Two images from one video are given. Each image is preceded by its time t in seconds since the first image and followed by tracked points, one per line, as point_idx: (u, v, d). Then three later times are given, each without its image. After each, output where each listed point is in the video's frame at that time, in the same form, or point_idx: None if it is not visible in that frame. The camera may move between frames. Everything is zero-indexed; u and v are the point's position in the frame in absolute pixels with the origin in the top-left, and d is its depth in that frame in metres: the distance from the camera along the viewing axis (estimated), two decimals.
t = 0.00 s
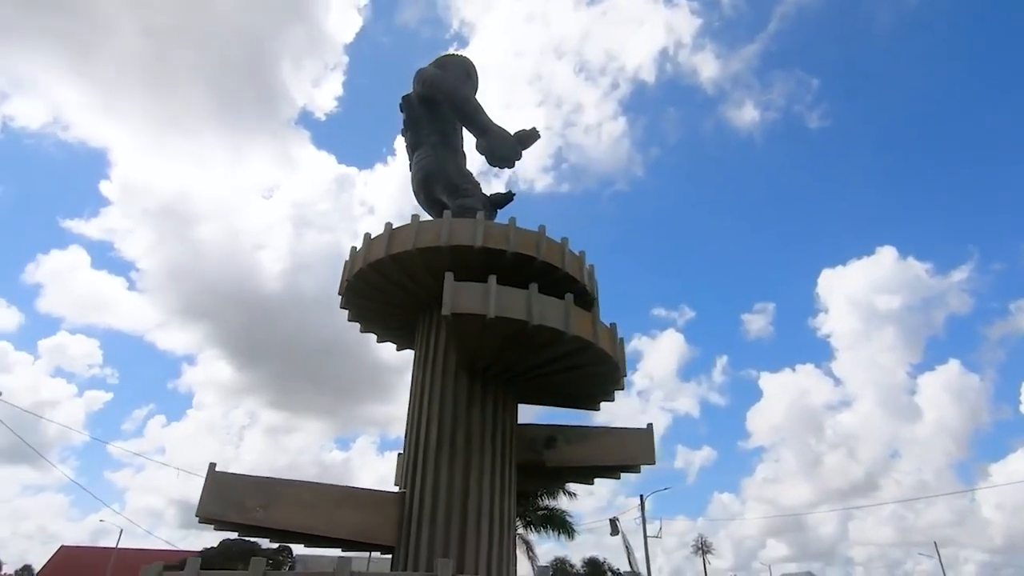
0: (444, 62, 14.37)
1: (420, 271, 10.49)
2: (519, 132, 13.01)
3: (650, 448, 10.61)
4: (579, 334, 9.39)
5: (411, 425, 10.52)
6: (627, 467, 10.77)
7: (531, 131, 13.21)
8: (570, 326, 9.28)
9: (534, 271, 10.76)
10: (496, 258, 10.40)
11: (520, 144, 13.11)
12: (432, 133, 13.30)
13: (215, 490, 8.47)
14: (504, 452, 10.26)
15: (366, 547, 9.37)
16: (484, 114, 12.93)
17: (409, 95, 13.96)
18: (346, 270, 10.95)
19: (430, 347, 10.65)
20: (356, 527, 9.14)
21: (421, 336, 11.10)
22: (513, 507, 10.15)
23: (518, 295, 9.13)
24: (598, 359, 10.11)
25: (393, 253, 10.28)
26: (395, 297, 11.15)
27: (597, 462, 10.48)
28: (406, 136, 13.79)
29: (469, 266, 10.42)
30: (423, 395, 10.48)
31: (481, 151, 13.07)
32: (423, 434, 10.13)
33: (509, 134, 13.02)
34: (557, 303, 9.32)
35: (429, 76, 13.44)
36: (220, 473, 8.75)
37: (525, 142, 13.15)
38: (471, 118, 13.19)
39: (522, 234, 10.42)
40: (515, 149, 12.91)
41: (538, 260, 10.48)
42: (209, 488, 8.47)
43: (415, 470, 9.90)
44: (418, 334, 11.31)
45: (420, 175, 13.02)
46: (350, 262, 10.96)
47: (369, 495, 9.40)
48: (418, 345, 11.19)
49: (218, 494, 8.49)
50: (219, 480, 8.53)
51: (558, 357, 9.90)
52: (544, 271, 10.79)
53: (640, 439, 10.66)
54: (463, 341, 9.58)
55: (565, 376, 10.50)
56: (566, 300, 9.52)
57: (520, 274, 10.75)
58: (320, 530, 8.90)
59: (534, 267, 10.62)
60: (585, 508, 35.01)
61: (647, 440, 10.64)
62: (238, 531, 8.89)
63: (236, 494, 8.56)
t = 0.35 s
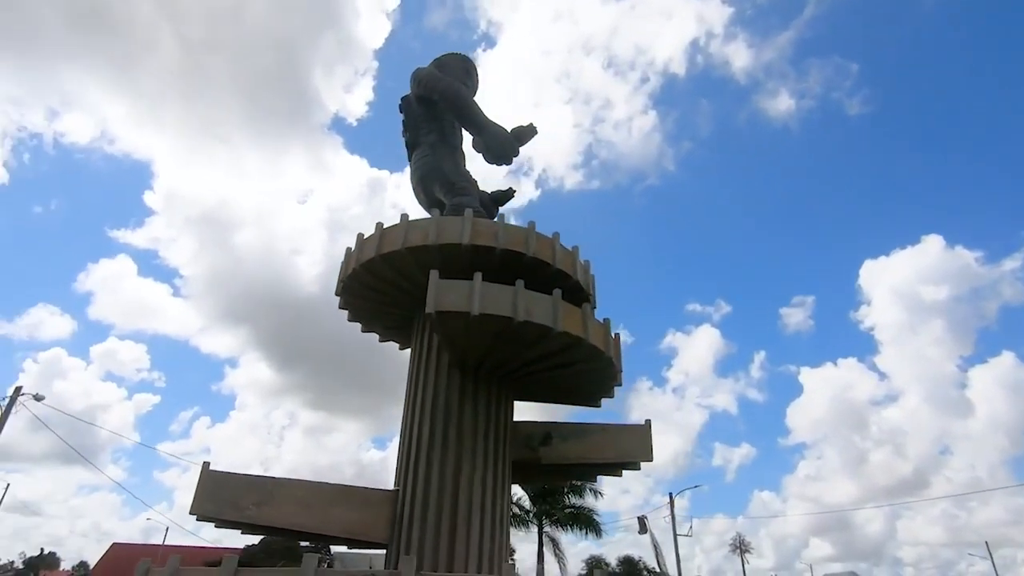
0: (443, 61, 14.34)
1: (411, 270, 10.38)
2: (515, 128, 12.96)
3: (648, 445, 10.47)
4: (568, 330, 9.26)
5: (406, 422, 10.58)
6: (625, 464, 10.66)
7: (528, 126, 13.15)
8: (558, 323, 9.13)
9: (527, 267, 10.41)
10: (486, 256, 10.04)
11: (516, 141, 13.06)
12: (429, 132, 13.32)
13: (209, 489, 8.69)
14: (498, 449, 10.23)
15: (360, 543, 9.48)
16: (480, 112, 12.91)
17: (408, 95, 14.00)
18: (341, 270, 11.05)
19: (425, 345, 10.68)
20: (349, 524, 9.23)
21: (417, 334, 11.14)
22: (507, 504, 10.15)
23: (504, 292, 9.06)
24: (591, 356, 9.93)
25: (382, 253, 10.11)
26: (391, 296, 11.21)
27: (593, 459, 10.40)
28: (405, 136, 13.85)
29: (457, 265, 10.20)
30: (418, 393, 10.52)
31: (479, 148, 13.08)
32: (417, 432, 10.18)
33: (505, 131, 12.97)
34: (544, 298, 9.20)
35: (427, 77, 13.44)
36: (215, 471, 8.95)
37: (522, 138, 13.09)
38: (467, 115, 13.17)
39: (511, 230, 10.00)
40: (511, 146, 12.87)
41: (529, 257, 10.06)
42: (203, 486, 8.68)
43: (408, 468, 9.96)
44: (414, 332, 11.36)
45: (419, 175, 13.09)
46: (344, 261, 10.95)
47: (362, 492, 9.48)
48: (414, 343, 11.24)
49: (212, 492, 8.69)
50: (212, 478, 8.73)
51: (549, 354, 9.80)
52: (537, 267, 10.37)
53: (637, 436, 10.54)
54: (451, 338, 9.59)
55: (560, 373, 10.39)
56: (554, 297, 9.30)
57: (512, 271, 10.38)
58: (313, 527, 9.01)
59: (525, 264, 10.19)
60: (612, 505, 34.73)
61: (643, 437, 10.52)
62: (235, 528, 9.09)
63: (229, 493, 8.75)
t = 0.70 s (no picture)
0: (442, 61, 14.36)
1: (405, 269, 10.40)
2: (512, 126, 12.93)
3: (647, 441, 10.29)
4: (558, 326, 9.16)
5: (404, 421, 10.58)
6: (625, 461, 10.50)
7: (526, 123, 13.10)
8: (547, 319, 9.05)
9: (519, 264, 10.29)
10: (477, 253, 9.99)
11: (514, 138, 13.04)
12: (428, 132, 13.36)
13: (206, 487, 8.82)
14: (494, 447, 10.17)
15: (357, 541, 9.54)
16: (476, 110, 12.91)
17: (407, 96, 14.05)
18: (338, 271, 11.11)
19: (421, 344, 10.66)
20: (345, 522, 9.30)
21: (414, 333, 11.14)
22: (503, 503, 10.09)
23: (493, 288, 9.01)
24: (585, 352, 9.80)
25: (376, 253, 10.19)
26: (388, 296, 11.23)
27: (591, 455, 10.27)
28: (405, 137, 13.91)
29: (450, 264, 10.13)
30: (414, 392, 10.50)
31: (477, 146, 13.10)
32: (413, 431, 10.18)
33: (503, 128, 12.96)
34: (533, 293, 9.13)
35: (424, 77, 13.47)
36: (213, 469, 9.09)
37: (519, 135, 13.04)
38: (465, 114, 13.18)
39: (501, 226, 9.91)
40: (509, 144, 12.86)
41: (520, 254, 9.97)
42: (200, 484, 8.81)
43: (404, 467, 9.97)
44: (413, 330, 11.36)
45: (418, 175, 13.14)
46: (341, 262, 11.05)
47: (357, 490, 9.54)
48: (411, 342, 11.24)
49: (209, 490, 8.82)
50: (210, 476, 8.86)
51: (542, 350, 9.70)
52: (530, 264, 10.26)
53: (636, 432, 10.36)
54: (442, 337, 9.57)
55: (555, 369, 10.26)
56: (544, 292, 9.22)
57: (504, 268, 10.28)
58: (308, 525, 9.09)
59: (517, 260, 10.08)
60: (638, 505, 34.36)
61: (643, 433, 10.32)
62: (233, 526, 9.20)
63: (227, 491, 8.87)
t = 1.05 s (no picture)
0: (439, 67, 14.45)
1: (397, 274, 10.44)
2: (508, 127, 12.90)
3: (647, 441, 10.09)
4: (547, 326, 9.06)
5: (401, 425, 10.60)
6: (625, 462, 10.32)
7: (522, 124, 13.08)
8: (535, 320, 8.95)
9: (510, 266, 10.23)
10: (466, 256, 9.97)
11: (511, 139, 13.02)
12: (425, 138, 13.42)
13: (205, 493, 9.00)
14: (490, 450, 10.11)
15: (355, 546, 9.57)
16: (471, 114, 12.94)
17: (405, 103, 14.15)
18: (334, 278, 11.20)
19: (416, 348, 10.68)
20: (341, 528, 9.33)
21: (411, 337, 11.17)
22: (499, 506, 10.02)
23: (479, 290, 8.96)
24: (578, 352, 9.67)
25: (368, 259, 10.26)
26: (384, 301, 11.29)
27: (590, 457, 10.12)
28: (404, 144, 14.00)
29: (441, 266, 10.09)
30: (410, 396, 10.52)
31: (474, 149, 13.12)
32: (409, 434, 10.19)
33: (499, 130, 12.97)
34: (521, 294, 9.05)
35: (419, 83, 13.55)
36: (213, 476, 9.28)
37: (515, 136, 13.03)
38: (461, 118, 13.21)
39: (489, 228, 9.87)
40: (505, 145, 12.84)
41: (510, 255, 9.90)
42: (199, 491, 9.00)
43: (401, 471, 9.99)
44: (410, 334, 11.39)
45: (415, 180, 13.21)
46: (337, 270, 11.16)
47: (353, 496, 9.58)
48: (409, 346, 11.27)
49: (208, 497, 9.00)
50: (208, 483, 9.04)
51: (534, 351, 9.61)
52: (521, 266, 10.19)
53: (635, 432, 10.18)
54: (433, 340, 9.55)
55: (549, 370, 10.16)
56: (532, 292, 9.13)
57: (496, 270, 10.24)
58: (304, 531, 9.15)
59: (507, 262, 10.02)
60: (668, 507, 33.82)
61: (643, 432, 10.14)
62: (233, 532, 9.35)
63: (225, 497, 9.03)
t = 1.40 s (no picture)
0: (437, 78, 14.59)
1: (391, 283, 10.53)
2: (504, 134, 13.09)
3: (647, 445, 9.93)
4: (535, 330, 9.00)
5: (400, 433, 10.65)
6: (626, 466, 10.18)
7: (518, 130, 13.27)
8: (523, 324, 8.90)
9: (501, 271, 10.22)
10: (457, 262, 10.00)
11: (507, 146, 13.26)
12: (423, 149, 13.54)
13: (206, 505, 9.23)
14: (487, 457, 10.06)
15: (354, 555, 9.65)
16: (467, 123, 13.08)
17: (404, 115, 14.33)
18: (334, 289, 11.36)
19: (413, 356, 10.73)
20: (340, 536, 9.43)
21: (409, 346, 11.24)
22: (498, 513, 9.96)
23: (466, 295, 8.96)
24: (571, 355, 9.58)
25: (362, 270, 10.39)
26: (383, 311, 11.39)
27: (589, 461, 10.02)
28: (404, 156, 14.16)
29: (432, 274, 10.14)
30: (408, 404, 10.57)
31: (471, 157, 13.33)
32: (407, 443, 10.23)
33: (495, 137, 13.18)
34: (508, 299, 9.02)
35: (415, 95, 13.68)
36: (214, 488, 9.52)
37: (512, 142, 13.22)
38: (457, 128, 13.27)
39: (478, 234, 9.89)
40: (501, 152, 13.04)
41: (500, 260, 9.89)
42: (200, 503, 9.24)
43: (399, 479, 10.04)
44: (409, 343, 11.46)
45: (415, 190, 13.36)
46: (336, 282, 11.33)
47: (351, 504, 9.68)
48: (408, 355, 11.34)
49: (209, 508, 9.22)
50: (208, 495, 9.27)
51: (526, 355, 9.56)
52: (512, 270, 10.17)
53: (635, 436, 10.04)
54: (425, 347, 9.59)
55: (545, 375, 10.08)
56: (519, 296, 9.09)
57: (488, 276, 10.24)
58: (303, 540, 9.29)
59: (497, 267, 10.01)
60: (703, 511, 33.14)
61: (643, 435, 9.97)
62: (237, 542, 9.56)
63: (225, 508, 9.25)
